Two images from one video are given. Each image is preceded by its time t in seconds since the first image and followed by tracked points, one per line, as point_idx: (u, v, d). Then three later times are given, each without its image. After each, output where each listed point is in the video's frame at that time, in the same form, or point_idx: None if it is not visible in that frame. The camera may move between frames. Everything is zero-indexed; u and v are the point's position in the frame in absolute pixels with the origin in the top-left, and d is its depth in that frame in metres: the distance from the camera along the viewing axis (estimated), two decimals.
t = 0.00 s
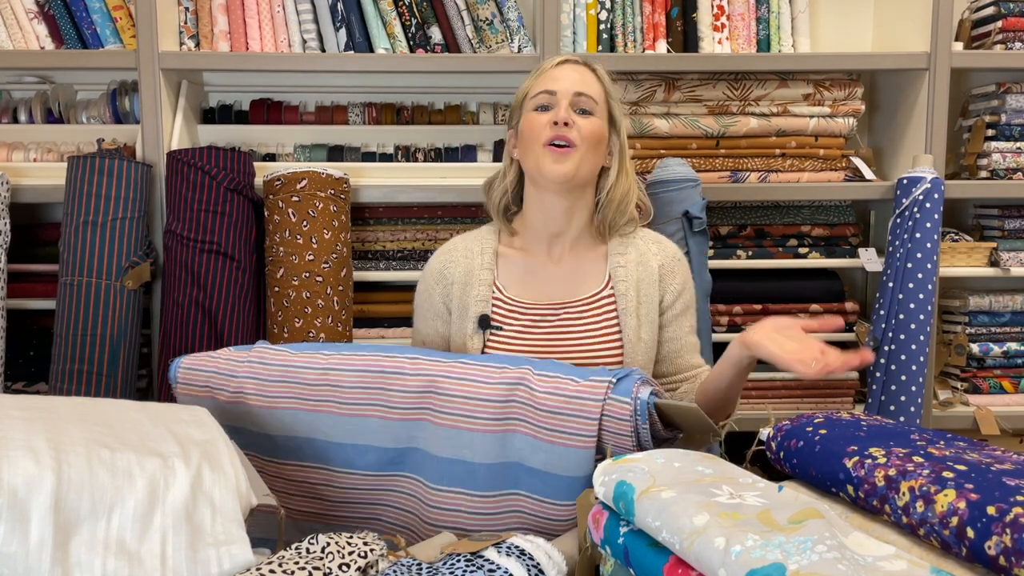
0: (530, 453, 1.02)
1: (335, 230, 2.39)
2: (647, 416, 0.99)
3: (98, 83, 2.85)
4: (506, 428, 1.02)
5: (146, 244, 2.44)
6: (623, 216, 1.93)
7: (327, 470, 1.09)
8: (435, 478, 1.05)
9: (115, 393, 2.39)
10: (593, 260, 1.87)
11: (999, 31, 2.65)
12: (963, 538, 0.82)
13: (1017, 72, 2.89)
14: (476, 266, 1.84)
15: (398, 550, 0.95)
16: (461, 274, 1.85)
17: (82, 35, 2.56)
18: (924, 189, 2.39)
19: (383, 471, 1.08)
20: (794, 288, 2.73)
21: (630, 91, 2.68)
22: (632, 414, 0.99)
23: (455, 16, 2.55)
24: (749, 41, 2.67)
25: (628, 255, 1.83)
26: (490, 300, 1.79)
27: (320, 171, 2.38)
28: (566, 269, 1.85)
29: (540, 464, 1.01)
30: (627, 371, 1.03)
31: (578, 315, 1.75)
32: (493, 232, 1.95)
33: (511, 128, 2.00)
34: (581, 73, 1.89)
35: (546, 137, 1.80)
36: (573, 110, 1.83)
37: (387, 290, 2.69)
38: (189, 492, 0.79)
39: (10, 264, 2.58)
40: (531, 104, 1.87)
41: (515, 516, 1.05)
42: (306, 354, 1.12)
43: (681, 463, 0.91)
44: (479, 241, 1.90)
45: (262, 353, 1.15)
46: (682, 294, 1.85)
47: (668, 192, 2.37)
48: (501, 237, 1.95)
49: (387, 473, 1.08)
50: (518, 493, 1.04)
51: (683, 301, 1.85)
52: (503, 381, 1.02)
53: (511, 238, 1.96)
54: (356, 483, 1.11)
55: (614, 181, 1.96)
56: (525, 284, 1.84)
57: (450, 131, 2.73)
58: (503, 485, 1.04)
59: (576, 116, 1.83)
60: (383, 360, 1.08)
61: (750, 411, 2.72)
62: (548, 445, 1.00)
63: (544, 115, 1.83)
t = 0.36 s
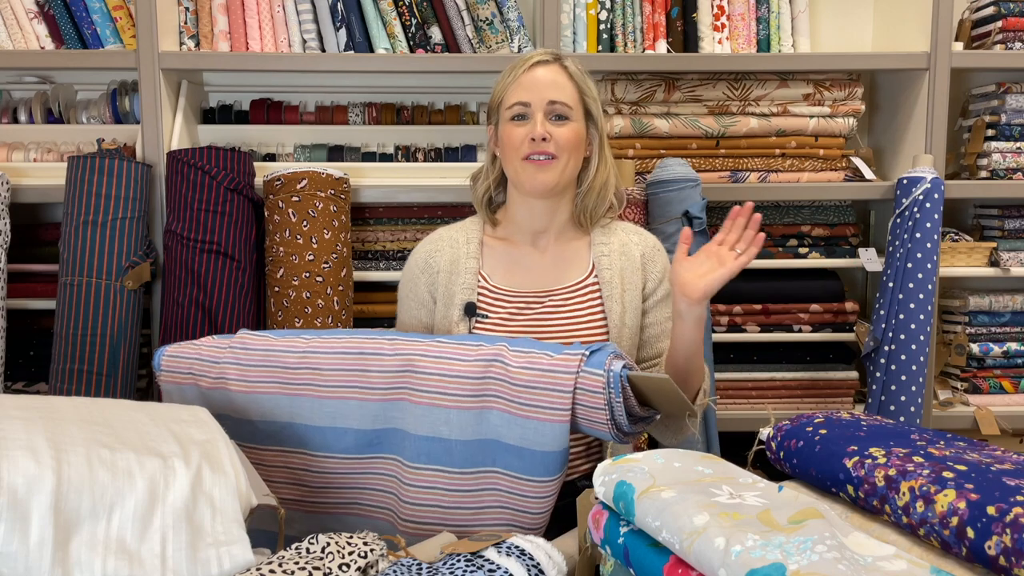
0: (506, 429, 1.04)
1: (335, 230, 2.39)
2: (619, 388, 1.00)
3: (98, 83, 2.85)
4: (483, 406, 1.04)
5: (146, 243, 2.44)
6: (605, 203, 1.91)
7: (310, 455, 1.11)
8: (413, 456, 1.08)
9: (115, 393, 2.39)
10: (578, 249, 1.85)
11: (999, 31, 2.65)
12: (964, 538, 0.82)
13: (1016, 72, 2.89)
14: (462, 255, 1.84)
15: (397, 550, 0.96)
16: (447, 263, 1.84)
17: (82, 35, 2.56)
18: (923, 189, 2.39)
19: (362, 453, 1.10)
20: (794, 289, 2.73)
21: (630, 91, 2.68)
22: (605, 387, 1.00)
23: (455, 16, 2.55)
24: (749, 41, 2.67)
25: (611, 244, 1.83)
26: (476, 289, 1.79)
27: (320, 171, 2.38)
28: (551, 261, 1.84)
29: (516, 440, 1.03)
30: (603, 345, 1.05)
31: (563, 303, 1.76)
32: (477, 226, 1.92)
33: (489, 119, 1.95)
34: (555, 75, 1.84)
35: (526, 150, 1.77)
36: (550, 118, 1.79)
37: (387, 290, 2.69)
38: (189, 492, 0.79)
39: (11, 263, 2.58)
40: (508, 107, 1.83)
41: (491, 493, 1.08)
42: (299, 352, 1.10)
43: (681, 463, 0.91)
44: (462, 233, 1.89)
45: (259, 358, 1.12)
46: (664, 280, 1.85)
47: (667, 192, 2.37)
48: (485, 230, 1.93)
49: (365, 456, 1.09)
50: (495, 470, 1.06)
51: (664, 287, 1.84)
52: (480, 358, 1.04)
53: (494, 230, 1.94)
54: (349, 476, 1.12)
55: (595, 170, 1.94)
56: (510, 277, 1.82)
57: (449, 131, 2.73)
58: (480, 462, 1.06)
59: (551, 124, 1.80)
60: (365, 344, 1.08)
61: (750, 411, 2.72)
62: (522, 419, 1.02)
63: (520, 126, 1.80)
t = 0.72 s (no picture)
0: (511, 429, 1.07)
1: (335, 230, 2.39)
2: (629, 398, 1.03)
3: (98, 83, 2.85)
4: (490, 405, 1.07)
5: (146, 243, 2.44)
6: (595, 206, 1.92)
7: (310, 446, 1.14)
8: (414, 450, 1.10)
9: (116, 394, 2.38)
10: (569, 250, 1.86)
11: (999, 31, 2.65)
12: (964, 538, 0.82)
13: (1016, 72, 2.90)
14: (455, 255, 1.82)
15: (398, 550, 0.96)
16: (440, 262, 1.83)
17: (82, 35, 2.56)
18: (923, 189, 2.39)
19: (360, 445, 1.13)
20: (794, 288, 2.73)
21: (630, 91, 2.68)
22: (616, 396, 1.03)
23: (455, 16, 2.55)
24: (749, 41, 2.67)
25: (600, 245, 1.85)
26: (470, 289, 1.78)
27: (320, 171, 2.38)
28: (543, 261, 1.84)
29: (520, 441, 1.07)
30: (615, 355, 1.08)
31: (556, 302, 1.77)
32: (469, 224, 1.91)
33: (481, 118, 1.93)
34: (551, 80, 1.82)
35: (521, 157, 1.78)
36: (545, 126, 1.79)
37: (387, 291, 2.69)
38: (188, 492, 0.79)
39: (11, 264, 2.58)
40: (504, 110, 1.82)
41: (491, 493, 1.10)
42: (306, 343, 1.15)
43: (681, 463, 0.91)
44: (454, 232, 1.87)
45: (263, 346, 1.16)
46: (649, 282, 1.86)
47: (667, 192, 2.38)
48: (477, 230, 1.93)
49: (364, 447, 1.13)
50: (496, 470, 1.09)
51: (649, 289, 1.85)
52: (491, 357, 1.08)
53: (486, 230, 1.93)
54: (344, 467, 1.15)
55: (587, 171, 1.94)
56: (503, 278, 1.82)
57: (450, 131, 2.73)
58: (482, 461, 1.09)
59: (546, 130, 1.79)
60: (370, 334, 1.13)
61: (750, 411, 2.72)
62: (529, 420, 1.06)
63: (515, 133, 1.79)
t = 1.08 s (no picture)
0: (524, 430, 1.08)
1: (335, 230, 2.39)
2: (641, 402, 1.05)
3: (98, 83, 2.85)
4: (504, 406, 1.09)
5: (146, 243, 2.44)
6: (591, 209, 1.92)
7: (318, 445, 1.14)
8: (425, 449, 1.11)
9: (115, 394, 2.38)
10: (566, 250, 1.87)
11: (999, 31, 2.65)
12: (963, 538, 0.82)
13: (1016, 72, 2.90)
14: (452, 256, 1.82)
15: (398, 550, 0.96)
16: (438, 263, 1.82)
17: (82, 35, 2.56)
18: (923, 189, 2.39)
19: (369, 444, 1.13)
20: (794, 288, 2.73)
21: (630, 91, 2.68)
22: (628, 398, 1.05)
23: (455, 16, 2.55)
24: (749, 41, 2.67)
25: (597, 243, 1.85)
26: (467, 291, 1.78)
27: (320, 171, 2.38)
28: (541, 263, 1.85)
29: (533, 441, 1.08)
30: (626, 359, 1.10)
31: (555, 300, 1.78)
32: (465, 224, 1.91)
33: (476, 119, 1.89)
34: (551, 88, 1.77)
35: (522, 168, 1.76)
36: (545, 136, 1.77)
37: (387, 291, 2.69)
38: (188, 492, 0.79)
39: (11, 264, 2.58)
40: (502, 118, 1.78)
41: (501, 492, 1.11)
42: (311, 342, 1.15)
43: (681, 463, 0.91)
44: (450, 232, 1.87)
45: (268, 344, 1.16)
46: (647, 281, 1.86)
47: (667, 192, 2.38)
48: (474, 229, 1.92)
49: (373, 446, 1.13)
50: (507, 469, 1.10)
51: (647, 287, 1.86)
52: (503, 357, 1.09)
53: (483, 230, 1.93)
54: (352, 466, 1.15)
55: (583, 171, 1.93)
56: (501, 280, 1.82)
57: (449, 131, 2.73)
58: (494, 460, 1.10)
59: (545, 140, 1.77)
60: (378, 335, 1.14)
61: (750, 411, 2.72)
62: (542, 421, 1.07)
63: (514, 143, 1.77)
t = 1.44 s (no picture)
0: (525, 429, 1.08)
1: (335, 230, 2.39)
2: (645, 402, 1.05)
3: (98, 83, 2.85)
4: (508, 405, 1.09)
5: (146, 243, 2.43)
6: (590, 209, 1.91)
7: (321, 440, 1.13)
8: (428, 445, 1.11)
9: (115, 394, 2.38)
10: (566, 250, 1.87)
11: (999, 31, 2.65)
12: (963, 538, 0.82)
13: (1016, 72, 2.90)
14: (453, 255, 1.82)
15: (397, 550, 0.95)
16: (438, 262, 1.82)
17: (82, 35, 2.56)
18: (923, 189, 2.39)
19: (373, 439, 1.13)
20: (794, 289, 2.73)
21: (630, 91, 2.68)
22: (632, 399, 1.05)
23: (455, 16, 2.55)
24: (749, 41, 2.67)
25: (597, 244, 1.85)
26: (467, 290, 1.79)
27: (320, 171, 2.38)
28: (542, 263, 1.84)
29: (534, 441, 1.08)
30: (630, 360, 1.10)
31: (556, 300, 1.78)
32: (465, 225, 1.91)
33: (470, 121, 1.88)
34: (545, 90, 1.76)
35: (518, 172, 1.76)
36: (540, 138, 1.76)
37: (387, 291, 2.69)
38: (188, 492, 0.79)
39: (11, 264, 2.58)
40: (496, 122, 1.77)
41: (502, 491, 1.11)
42: (313, 336, 1.15)
43: (681, 463, 0.91)
44: (450, 232, 1.87)
45: (270, 337, 1.17)
46: (646, 281, 1.86)
47: (667, 192, 2.38)
48: (473, 230, 1.92)
49: (376, 440, 1.13)
50: (508, 469, 1.10)
51: (647, 288, 1.86)
52: (509, 357, 1.09)
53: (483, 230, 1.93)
54: (355, 459, 1.15)
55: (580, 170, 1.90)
56: (501, 279, 1.82)
57: (449, 131, 2.73)
58: (495, 459, 1.10)
59: (540, 142, 1.76)
60: (380, 333, 1.14)
61: (750, 411, 2.72)
62: (545, 420, 1.07)
63: (508, 146, 1.76)
